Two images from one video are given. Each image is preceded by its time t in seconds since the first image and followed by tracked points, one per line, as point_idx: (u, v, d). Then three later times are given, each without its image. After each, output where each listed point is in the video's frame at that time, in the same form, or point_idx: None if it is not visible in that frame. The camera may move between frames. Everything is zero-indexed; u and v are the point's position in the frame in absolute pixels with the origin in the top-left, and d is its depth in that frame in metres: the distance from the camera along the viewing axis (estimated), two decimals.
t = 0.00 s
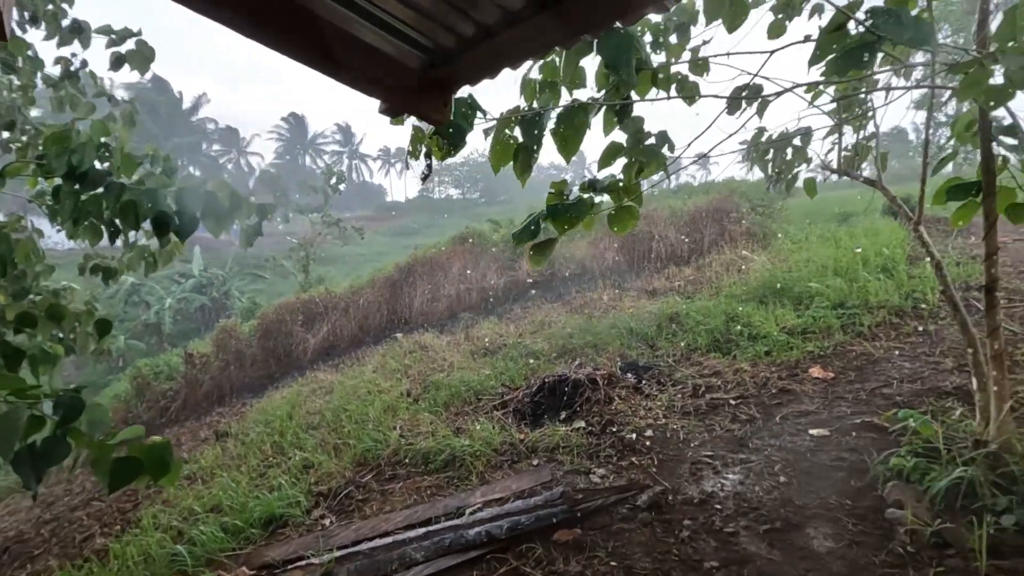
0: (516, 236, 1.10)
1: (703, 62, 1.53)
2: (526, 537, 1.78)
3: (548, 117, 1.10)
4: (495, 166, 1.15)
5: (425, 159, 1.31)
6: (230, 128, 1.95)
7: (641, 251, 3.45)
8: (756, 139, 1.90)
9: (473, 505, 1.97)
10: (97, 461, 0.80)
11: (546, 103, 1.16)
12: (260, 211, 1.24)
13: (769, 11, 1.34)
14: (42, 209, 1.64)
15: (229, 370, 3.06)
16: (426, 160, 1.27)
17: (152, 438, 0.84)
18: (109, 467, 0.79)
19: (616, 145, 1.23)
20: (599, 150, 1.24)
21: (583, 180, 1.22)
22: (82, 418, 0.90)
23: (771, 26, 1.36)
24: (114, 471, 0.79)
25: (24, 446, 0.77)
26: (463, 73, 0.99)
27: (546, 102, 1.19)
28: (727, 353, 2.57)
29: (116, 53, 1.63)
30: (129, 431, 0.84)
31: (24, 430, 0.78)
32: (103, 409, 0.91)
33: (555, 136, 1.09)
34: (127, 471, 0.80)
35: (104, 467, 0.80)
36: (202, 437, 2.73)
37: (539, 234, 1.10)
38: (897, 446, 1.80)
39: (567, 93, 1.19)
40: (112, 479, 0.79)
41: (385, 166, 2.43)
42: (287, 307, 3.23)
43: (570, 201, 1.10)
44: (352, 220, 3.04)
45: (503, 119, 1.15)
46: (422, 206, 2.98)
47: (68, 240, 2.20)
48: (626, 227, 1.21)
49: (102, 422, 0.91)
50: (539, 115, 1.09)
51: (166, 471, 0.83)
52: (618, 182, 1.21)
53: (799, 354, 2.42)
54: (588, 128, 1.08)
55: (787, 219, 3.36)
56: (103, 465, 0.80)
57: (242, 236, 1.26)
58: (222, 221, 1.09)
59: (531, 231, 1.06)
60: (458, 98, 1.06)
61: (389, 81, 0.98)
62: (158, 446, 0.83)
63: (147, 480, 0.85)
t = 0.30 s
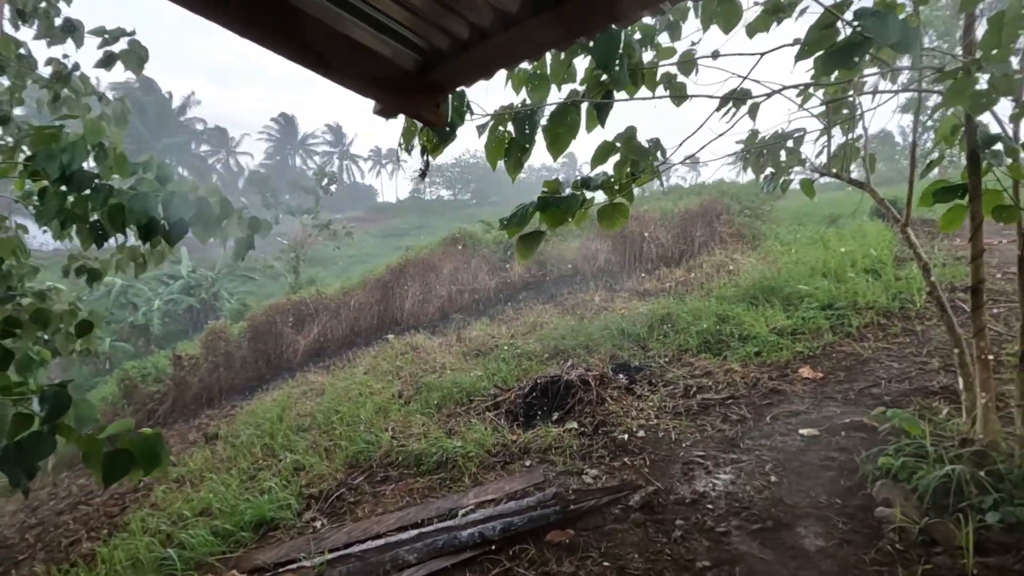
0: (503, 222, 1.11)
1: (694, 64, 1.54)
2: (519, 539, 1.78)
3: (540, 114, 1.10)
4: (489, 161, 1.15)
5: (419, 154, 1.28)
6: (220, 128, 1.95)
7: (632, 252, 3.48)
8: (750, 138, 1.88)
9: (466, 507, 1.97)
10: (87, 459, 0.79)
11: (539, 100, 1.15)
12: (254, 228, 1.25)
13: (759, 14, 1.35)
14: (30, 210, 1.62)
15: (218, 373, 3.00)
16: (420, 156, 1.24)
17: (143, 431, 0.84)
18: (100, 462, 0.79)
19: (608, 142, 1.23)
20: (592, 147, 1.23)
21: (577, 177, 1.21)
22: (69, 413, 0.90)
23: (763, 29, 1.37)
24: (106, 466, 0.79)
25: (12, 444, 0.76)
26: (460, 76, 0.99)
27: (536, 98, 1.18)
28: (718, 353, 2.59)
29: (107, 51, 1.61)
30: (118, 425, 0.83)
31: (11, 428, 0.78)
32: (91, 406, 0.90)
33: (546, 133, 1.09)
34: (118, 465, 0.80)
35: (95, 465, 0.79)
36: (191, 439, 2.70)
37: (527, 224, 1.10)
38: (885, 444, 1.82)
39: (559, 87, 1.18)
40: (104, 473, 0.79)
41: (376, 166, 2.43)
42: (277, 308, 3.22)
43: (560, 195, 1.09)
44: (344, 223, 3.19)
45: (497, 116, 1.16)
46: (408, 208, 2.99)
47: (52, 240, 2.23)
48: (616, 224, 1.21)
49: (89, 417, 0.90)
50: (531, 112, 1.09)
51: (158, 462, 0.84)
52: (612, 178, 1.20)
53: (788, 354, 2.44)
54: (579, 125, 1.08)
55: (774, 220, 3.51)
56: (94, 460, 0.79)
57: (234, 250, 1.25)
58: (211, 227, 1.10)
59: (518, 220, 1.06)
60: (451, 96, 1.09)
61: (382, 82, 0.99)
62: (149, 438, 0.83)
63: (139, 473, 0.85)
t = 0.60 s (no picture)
0: (501, 232, 1.09)
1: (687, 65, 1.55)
2: (514, 539, 1.78)
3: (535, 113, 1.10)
4: (486, 164, 1.15)
5: (415, 155, 1.28)
6: (213, 128, 1.95)
7: (626, 252, 3.49)
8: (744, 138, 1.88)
9: (461, 507, 1.97)
10: (79, 459, 0.79)
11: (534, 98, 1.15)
12: (248, 233, 1.25)
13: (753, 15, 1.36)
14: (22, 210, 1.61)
15: (211, 373, 2.98)
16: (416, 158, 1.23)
17: (136, 430, 0.83)
18: (91, 463, 0.79)
19: (601, 136, 1.23)
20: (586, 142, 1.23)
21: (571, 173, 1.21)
22: (61, 413, 0.89)
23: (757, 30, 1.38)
24: (96, 468, 0.79)
25: (3, 444, 0.76)
26: (456, 75, 0.99)
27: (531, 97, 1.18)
28: (713, 353, 2.60)
29: (101, 48, 1.60)
30: (111, 425, 0.83)
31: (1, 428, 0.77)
32: (82, 406, 0.90)
33: (545, 134, 1.10)
34: (108, 467, 0.80)
35: (87, 465, 0.79)
36: (183, 440, 2.68)
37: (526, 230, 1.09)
38: (878, 443, 1.83)
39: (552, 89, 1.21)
40: (94, 476, 0.78)
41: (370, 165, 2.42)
42: (271, 309, 3.17)
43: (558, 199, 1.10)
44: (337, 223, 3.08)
45: (492, 115, 1.15)
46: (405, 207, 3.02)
47: (43, 241, 2.19)
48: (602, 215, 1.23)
49: (81, 416, 0.89)
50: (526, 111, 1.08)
51: (152, 462, 0.83)
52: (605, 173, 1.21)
53: (782, 354, 2.45)
54: (575, 124, 1.09)
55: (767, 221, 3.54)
56: (85, 461, 0.79)
57: (228, 255, 1.24)
58: (204, 232, 1.10)
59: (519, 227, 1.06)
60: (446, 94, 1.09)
61: (377, 80, 0.98)
62: (142, 438, 0.82)
63: (134, 471, 0.85)
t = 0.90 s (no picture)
0: (497, 236, 1.10)
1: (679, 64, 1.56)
2: (507, 535, 1.78)
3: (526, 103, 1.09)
4: (472, 150, 1.14)
5: (406, 151, 1.27)
6: (202, 124, 1.94)
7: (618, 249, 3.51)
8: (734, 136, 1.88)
9: (454, 504, 1.97)
10: (70, 463, 0.78)
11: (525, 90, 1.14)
12: (243, 227, 1.25)
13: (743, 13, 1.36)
14: (9, 207, 1.59)
15: (202, 371, 2.96)
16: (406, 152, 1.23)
17: (129, 435, 0.83)
18: (82, 468, 0.78)
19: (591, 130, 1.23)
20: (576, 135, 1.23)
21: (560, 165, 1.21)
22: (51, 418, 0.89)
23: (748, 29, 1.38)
24: (87, 472, 0.78)
25: None
26: (449, 72, 0.98)
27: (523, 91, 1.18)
28: (704, 350, 2.61)
29: (90, 42, 1.58)
30: (103, 430, 0.82)
31: None
32: (73, 409, 0.88)
33: (533, 123, 1.09)
34: (99, 471, 0.78)
35: (78, 469, 0.78)
36: (173, 439, 2.66)
37: (519, 236, 1.09)
38: (867, 438, 1.85)
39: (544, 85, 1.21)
40: (85, 480, 0.77)
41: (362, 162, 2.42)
42: (263, 306, 3.22)
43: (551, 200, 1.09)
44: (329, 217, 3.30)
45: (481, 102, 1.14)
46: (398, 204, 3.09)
47: (31, 238, 2.14)
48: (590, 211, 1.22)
49: (71, 421, 0.89)
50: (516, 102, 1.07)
51: (144, 467, 0.82)
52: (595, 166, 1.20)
53: (773, 351, 2.47)
54: (564, 117, 1.09)
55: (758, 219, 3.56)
56: (76, 466, 0.79)
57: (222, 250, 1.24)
58: (196, 232, 1.09)
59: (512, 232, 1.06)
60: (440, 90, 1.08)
61: (371, 80, 0.99)
62: (134, 443, 0.81)
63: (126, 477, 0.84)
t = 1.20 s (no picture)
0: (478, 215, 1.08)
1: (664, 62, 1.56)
2: (495, 532, 1.78)
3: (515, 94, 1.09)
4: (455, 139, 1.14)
5: (393, 145, 1.26)
6: (182, 117, 1.92)
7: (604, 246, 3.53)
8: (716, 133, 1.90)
9: (441, 501, 1.97)
10: (53, 468, 0.79)
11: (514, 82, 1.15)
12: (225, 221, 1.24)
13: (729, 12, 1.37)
14: None
15: (183, 370, 2.92)
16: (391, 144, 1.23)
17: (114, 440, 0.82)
18: (64, 473, 0.77)
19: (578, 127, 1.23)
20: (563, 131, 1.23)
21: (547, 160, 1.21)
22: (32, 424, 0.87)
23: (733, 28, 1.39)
24: (69, 477, 0.76)
25: None
26: (438, 66, 0.98)
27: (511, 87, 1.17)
28: (689, 345, 2.64)
29: (69, 33, 1.55)
30: (85, 436, 0.81)
31: None
32: (54, 413, 0.86)
33: (520, 112, 1.09)
34: (80, 475, 0.77)
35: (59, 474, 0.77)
36: (154, 439, 2.62)
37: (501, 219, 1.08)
38: (848, 432, 1.88)
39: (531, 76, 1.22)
40: (66, 485, 0.76)
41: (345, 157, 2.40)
42: (245, 304, 3.18)
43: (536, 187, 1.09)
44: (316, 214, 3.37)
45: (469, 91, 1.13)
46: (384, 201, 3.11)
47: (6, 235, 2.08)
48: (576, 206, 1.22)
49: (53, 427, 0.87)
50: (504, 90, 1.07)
51: (127, 473, 0.81)
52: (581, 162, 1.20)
53: (756, 346, 2.50)
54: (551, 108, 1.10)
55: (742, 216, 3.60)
56: (59, 471, 0.79)
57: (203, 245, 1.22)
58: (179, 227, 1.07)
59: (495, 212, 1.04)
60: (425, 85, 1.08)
61: (360, 70, 0.98)
62: (118, 448, 0.80)
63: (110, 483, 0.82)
